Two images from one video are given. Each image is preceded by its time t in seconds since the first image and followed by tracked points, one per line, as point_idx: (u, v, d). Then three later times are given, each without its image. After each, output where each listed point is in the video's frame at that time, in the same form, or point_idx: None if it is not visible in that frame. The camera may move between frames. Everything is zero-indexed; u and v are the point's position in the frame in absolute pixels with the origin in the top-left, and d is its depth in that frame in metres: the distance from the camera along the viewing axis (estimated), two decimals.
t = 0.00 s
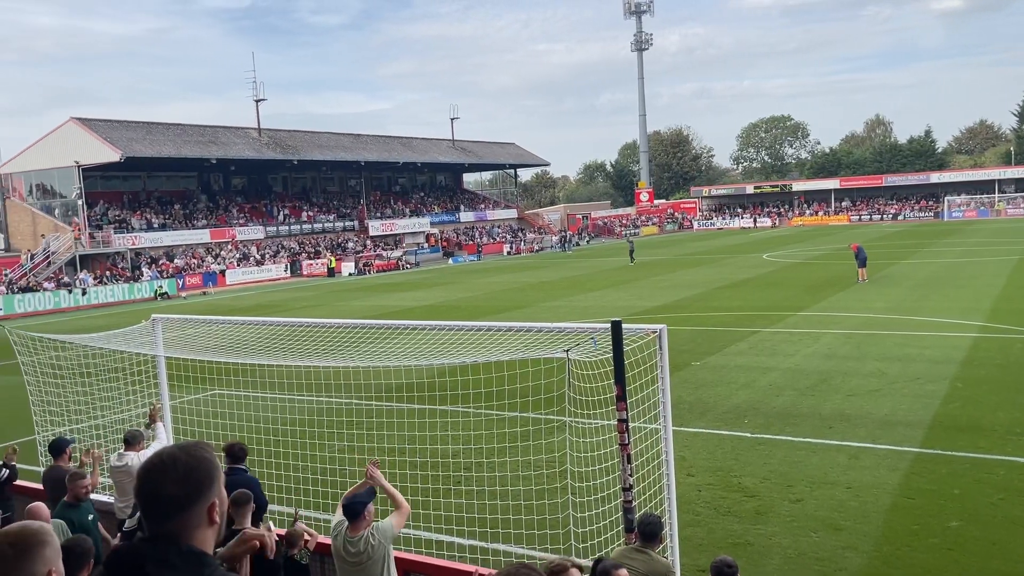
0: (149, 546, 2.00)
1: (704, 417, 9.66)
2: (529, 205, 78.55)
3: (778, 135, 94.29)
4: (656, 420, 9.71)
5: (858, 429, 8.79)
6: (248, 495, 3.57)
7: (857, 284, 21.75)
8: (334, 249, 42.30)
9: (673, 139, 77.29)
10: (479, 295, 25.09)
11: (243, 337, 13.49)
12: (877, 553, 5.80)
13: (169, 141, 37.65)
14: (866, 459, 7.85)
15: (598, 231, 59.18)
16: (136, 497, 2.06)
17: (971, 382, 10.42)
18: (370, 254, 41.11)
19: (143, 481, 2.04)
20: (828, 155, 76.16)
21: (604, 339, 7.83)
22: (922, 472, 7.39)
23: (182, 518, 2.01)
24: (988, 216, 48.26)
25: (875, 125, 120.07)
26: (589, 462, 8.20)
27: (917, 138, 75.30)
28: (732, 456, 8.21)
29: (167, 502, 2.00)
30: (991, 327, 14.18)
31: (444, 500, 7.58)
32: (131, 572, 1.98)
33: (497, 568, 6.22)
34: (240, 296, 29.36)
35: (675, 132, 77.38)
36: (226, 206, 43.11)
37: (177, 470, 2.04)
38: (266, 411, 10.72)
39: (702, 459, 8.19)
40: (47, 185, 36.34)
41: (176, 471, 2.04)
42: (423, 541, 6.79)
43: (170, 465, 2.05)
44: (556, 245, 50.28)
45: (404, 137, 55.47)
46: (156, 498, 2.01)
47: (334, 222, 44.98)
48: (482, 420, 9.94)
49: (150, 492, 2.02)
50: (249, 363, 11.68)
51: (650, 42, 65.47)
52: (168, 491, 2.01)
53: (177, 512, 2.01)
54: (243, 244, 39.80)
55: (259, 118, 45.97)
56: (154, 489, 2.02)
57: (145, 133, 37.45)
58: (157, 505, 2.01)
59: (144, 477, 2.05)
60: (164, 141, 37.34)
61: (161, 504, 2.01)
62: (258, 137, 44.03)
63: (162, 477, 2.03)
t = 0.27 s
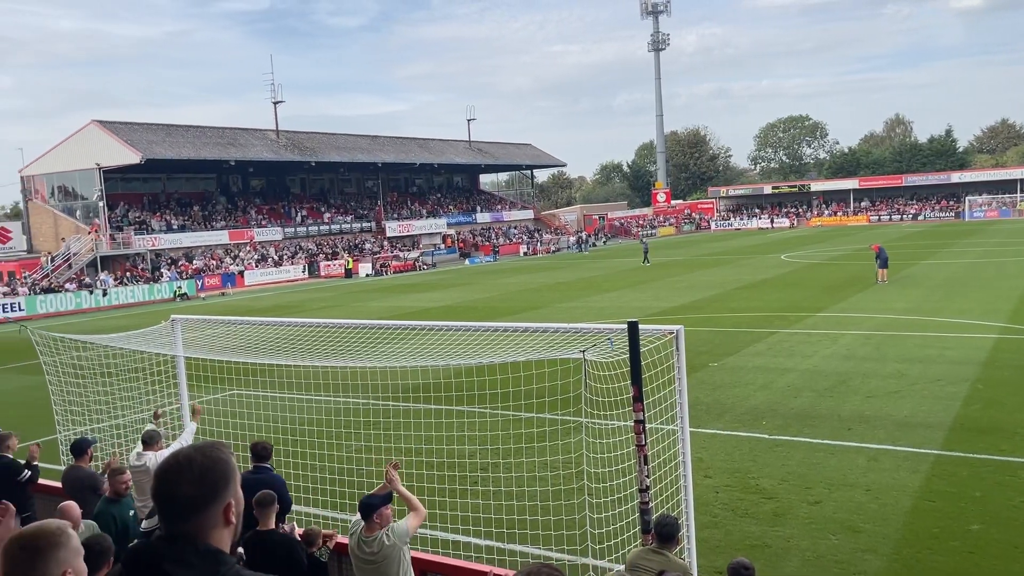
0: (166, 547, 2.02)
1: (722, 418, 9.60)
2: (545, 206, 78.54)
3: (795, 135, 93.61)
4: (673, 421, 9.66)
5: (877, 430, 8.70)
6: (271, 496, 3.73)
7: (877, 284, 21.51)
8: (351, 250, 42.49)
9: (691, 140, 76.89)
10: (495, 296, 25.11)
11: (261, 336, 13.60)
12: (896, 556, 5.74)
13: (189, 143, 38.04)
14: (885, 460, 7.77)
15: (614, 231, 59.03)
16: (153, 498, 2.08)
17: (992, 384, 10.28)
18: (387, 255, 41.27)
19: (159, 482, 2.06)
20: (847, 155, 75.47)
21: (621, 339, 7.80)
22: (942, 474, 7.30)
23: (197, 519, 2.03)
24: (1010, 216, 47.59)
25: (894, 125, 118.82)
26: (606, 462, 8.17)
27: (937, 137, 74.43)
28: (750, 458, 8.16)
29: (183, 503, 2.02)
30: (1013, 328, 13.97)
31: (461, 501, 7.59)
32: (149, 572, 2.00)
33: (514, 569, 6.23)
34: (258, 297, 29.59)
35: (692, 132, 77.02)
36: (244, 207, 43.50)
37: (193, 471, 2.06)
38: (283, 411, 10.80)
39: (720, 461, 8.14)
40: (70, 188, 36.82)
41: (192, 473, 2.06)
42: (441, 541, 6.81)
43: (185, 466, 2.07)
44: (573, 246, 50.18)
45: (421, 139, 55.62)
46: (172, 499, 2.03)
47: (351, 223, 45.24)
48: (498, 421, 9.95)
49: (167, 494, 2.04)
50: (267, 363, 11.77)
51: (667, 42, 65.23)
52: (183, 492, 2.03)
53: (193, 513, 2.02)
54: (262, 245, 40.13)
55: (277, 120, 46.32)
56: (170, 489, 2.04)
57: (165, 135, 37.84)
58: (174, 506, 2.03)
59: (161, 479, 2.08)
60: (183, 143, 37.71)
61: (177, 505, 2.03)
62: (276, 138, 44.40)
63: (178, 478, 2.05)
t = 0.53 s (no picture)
0: (186, 546, 2.04)
1: (740, 420, 9.54)
2: (563, 207, 78.52)
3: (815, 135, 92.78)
4: (690, 423, 9.62)
5: (898, 432, 8.60)
6: (296, 498, 3.74)
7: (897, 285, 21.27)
8: (369, 250, 42.69)
9: (708, 140, 76.49)
10: (512, 297, 25.11)
11: (279, 337, 13.70)
12: (916, 558, 5.68)
13: (208, 145, 38.43)
14: (905, 463, 7.68)
15: (631, 232, 58.81)
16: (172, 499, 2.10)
17: (1016, 386, 10.12)
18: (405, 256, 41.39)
19: (179, 483, 2.08)
20: (867, 154, 74.69)
21: (638, 340, 7.77)
22: (963, 476, 7.21)
23: (217, 519, 2.05)
24: None
25: (915, 124, 117.57)
26: (622, 464, 8.15)
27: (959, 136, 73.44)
28: (769, 459, 8.10)
29: (202, 503, 2.04)
30: None
31: (478, 501, 7.60)
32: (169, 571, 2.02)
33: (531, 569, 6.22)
34: (276, 298, 29.80)
35: (710, 132, 76.60)
36: (263, 209, 43.84)
37: (211, 472, 2.08)
38: (301, 411, 10.88)
39: (738, 462, 8.09)
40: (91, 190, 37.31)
41: (210, 472, 2.08)
42: (458, 542, 6.83)
43: (204, 466, 2.09)
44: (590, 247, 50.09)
45: (438, 140, 55.79)
46: (191, 499, 2.05)
47: (368, 224, 45.45)
48: (515, 421, 9.95)
49: (186, 494, 2.06)
50: (285, 363, 11.86)
51: (685, 41, 64.95)
52: (202, 492, 2.05)
53: (212, 514, 2.05)
54: (280, 246, 40.43)
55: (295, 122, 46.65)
56: (188, 490, 2.06)
57: (184, 137, 38.24)
58: (193, 507, 2.05)
59: (180, 479, 2.09)
60: (203, 145, 38.09)
61: (196, 507, 2.04)
62: (294, 140, 44.71)
63: (197, 478, 2.07)
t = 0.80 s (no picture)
0: (198, 550, 2.05)
1: (759, 421, 9.47)
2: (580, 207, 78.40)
3: (835, 134, 91.90)
4: (709, 424, 9.57)
5: (920, 434, 8.50)
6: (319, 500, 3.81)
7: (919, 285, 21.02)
8: (387, 251, 42.83)
9: (726, 139, 76.02)
10: (529, 297, 25.10)
11: (297, 338, 13.79)
12: (938, 562, 5.61)
13: (228, 146, 38.80)
14: (927, 465, 7.59)
15: (649, 232, 58.55)
16: (184, 505, 2.11)
17: None
18: (422, 257, 41.51)
19: (189, 488, 2.09)
20: (888, 154, 73.87)
21: (655, 341, 7.74)
22: (986, 479, 7.11)
23: (229, 523, 2.07)
24: None
25: (937, 122, 116.17)
26: (640, 465, 8.13)
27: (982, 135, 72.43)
28: (788, 461, 8.04)
29: (212, 510, 2.05)
30: None
31: (495, 502, 7.61)
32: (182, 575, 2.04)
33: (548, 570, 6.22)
34: (295, 298, 30.01)
35: (728, 131, 76.13)
36: (281, 210, 44.18)
37: (221, 478, 2.08)
38: (320, 411, 10.95)
39: (757, 464, 8.03)
40: (113, 191, 37.76)
41: (219, 479, 2.08)
42: (475, 543, 6.84)
43: (211, 474, 2.08)
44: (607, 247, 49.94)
45: (455, 140, 55.91)
46: (201, 505, 2.06)
47: (386, 225, 45.66)
48: (532, 422, 9.95)
49: (196, 502, 2.07)
50: (304, 364, 11.95)
51: (703, 41, 64.61)
52: (211, 498, 2.05)
53: (224, 516, 2.06)
54: (299, 247, 40.70)
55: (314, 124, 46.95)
56: (198, 497, 2.06)
57: (204, 139, 38.62)
58: (203, 514, 2.06)
59: (190, 486, 2.10)
60: (223, 147, 38.45)
61: (208, 513, 2.06)
62: (313, 142, 45.00)
63: (205, 485, 2.07)
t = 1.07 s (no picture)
0: (208, 559, 2.01)
1: (778, 422, 9.42)
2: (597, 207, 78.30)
3: (855, 133, 91.06)
4: (728, 425, 9.52)
5: (942, 436, 8.41)
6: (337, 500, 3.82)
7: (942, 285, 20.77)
8: (405, 252, 43.01)
9: (745, 139, 75.56)
10: (547, 298, 25.11)
11: (316, 338, 13.90)
12: (960, 566, 5.55)
13: (248, 148, 39.19)
14: (949, 467, 7.51)
15: (667, 233, 58.33)
16: (194, 512, 2.08)
17: None
18: (440, 257, 41.65)
19: (198, 495, 2.06)
20: (909, 153, 73.08)
21: (673, 342, 7.72)
22: (1010, 482, 7.02)
23: (238, 529, 2.02)
24: None
25: (959, 121, 114.82)
26: (658, 466, 8.12)
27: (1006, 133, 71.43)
28: (807, 462, 7.98)
29: (221, 517, 2.01)
30: None
31: (513, 503, 7.62)
32: None
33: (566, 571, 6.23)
34: (313, 299, 30.24)
35: (747, 131, 75.67)
36: (300, 211, 44.53)
37: (228, 484, 2.04)
38: (339, 411, 11.03)
39: (776, 465, 7.99)
40: (135, 193, 38.25)
41: (227, 486, 2.04)
42: (494, 543, 6.84)
43: (220, 479, 2.05)
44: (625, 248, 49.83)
45: (472, 141, 56.06)
46: (210, 512, 2.02)
47: (404, 226, 45.90)
48: (550, 423, 9.94)
49: (205, 509, 2.03)
50: (323, 364, 12.04)
51: (721, 40, 64.30)
52: (219, 505, 2.02)
53: (233, 524, 2.02)
54: (317, 248, 41.00)
55: (333, 126, 47.27)
56: (208, 503, 2.03)
57: (224, 141, 39.02)
58: (212, 522, 2.02)
59: (199, 493, 2.07)
60: (242, 148, 38.82)
61: (216, 519, 2.02)
62: (332, 143, 45.32)
63: (214, 491, 2.04)
